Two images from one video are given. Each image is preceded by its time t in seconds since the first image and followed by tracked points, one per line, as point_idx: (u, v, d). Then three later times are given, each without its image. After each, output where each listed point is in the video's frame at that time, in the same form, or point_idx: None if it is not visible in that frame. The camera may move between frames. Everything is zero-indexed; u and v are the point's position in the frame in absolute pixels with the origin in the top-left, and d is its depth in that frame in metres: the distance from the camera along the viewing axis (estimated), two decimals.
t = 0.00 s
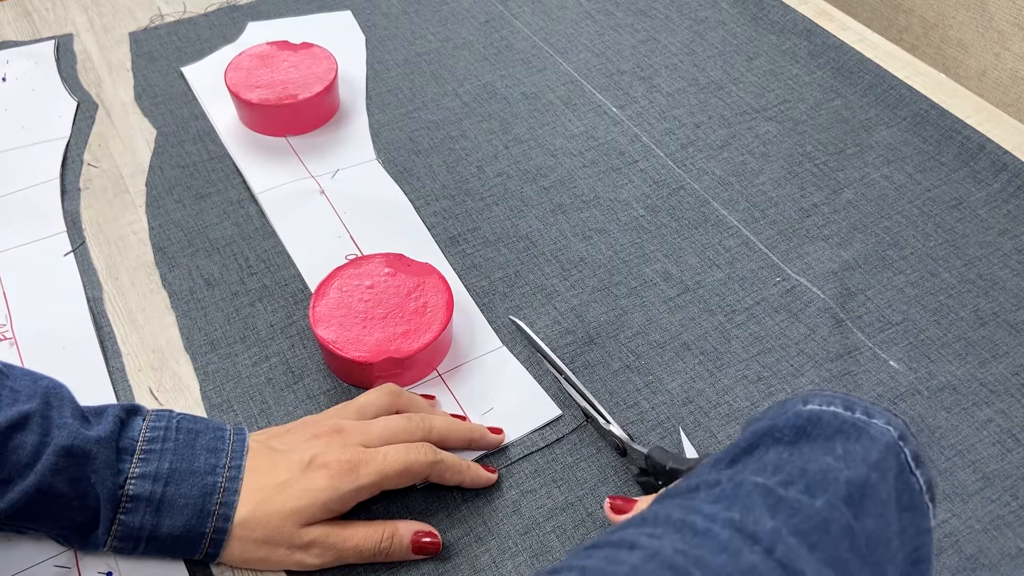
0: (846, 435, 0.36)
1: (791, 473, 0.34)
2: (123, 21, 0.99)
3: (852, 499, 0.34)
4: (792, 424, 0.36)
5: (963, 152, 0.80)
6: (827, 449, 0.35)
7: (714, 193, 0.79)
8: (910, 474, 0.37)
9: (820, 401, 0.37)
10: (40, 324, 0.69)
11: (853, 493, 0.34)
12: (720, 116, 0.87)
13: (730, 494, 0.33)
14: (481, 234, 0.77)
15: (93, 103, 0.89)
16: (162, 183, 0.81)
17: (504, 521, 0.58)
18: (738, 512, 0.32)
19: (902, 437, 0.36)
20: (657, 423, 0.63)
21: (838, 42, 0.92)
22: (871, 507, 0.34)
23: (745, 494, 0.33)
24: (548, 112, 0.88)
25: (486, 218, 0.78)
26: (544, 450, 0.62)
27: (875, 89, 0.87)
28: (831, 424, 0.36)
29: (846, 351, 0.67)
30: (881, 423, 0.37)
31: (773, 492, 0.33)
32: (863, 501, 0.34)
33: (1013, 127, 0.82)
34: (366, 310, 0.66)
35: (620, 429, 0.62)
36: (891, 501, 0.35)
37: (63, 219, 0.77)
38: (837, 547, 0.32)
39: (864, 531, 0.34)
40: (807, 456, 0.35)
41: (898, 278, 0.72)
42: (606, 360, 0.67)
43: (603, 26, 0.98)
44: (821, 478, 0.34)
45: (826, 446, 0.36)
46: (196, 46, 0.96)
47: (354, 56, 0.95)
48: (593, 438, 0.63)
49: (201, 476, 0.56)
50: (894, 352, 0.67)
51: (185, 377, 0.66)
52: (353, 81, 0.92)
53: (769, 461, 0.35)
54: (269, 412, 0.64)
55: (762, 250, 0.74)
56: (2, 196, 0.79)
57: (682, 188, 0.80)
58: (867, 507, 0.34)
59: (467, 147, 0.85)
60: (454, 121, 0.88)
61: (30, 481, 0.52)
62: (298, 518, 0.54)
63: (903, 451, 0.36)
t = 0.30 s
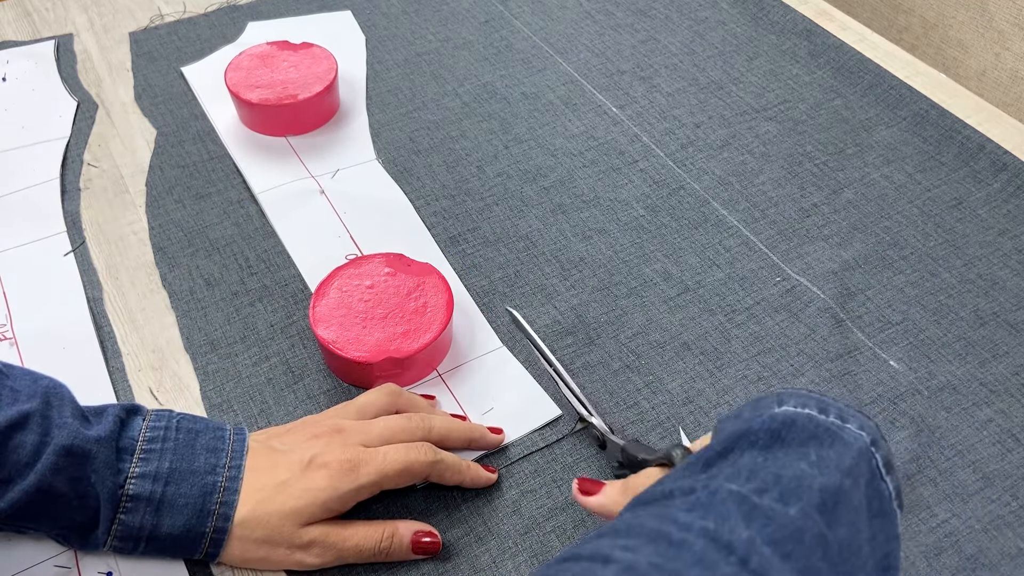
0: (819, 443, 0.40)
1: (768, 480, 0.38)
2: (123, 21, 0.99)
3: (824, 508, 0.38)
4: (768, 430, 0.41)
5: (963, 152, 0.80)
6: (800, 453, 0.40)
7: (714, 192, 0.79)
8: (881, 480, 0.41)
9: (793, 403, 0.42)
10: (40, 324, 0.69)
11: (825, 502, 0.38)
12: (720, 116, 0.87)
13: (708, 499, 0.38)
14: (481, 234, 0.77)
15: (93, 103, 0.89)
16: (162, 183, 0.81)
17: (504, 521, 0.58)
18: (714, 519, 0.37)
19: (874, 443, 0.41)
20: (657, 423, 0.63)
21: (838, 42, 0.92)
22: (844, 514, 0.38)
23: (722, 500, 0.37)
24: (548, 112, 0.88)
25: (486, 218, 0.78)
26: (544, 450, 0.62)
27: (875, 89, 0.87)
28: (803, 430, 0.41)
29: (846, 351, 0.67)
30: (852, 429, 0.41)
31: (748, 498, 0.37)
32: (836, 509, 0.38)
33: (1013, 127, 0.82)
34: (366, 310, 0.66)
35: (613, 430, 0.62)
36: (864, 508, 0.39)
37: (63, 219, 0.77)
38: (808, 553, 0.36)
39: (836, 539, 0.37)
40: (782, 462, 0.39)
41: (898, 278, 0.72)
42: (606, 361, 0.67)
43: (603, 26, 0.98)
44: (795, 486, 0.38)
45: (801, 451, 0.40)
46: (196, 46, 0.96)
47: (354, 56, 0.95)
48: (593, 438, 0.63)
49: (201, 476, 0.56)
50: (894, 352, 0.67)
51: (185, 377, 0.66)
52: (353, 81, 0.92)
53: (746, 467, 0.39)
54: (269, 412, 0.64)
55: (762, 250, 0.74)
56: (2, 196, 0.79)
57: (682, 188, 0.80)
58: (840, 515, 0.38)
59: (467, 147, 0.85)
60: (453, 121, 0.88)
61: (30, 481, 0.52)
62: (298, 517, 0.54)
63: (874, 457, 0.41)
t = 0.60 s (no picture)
0: (774, 435, 0.43)
1: (725, 475, 0.41)
2: (123, 21, 0.99)
3: (779, 501, 0.40)
4: (725, 422, 0.44)
5: (963, 152, 0.80)
6: (756, 445, 0.43)
7: (714, 193, 0.79)
8: (834, 470, 0.44)
9: (751, 396, 0.45)
10: (40, 324, 0.69)
11: (780, 495, 0.40)
12: (720, 116, 0.87)
13: (669, 494, 0.40)
14: (481, 234, 0.77)
15: (93, 103, 0.89)
16: (162, 183, 0.81)
17: (504, 522, 0.58)
18: (674, 513, 0.39)
19: (827, 434, 0.44)
20: (656, 424, 0.63)
21: (838, 43, 0.92)
22: (798, 505, 0.41)
23: (682, 495, 0.40)
24: (548, 112, 0.88)
25: (486, 218, 0.78)
26: (544, 450, 0.62)
27: (875, 89, 0.87)
28: (759, 422, 0.44)
29: (846, 351, 0.67)
30: (806, 421, 0.44)
31: (707, 494, 0.40)
32: (790, 501, 0.41)
33: (1013, 128, 0.82)
34: (366, 310, 0.66)
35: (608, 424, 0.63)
36: (817, 498, 0.42)
37: (63, 219, 0.77)
38: (765, 545, 0.39)
39: (790, 530, 0.40)
40: (739, 454, 0.42)
41: (899, 278, 0.72)
42: (605, 361, 0.67)
43: (603, 27, 0.98)
44: (751, 479, 0.41)
45: (757, 442, 0.43)
46: (196, 46, 0.96)
47: (354, 56, 0.95)
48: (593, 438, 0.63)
49: (200, 461, 0.56)
50: (894, 352, 0.67)
51: (185, 377, 0.66)
52: (353, 81, 0.92)
53: (706, 461, 0.42)
54: (269, 412, 0.64)
55: (762, 250, 0.74)
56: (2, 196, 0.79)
57: (682, 188, 0.80)
58: (794, 506, 0.41)
59: (467, 147, 0.85)
60: (453, 121, 0.88)
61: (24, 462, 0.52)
62: (298, 506, 0.54)
63: (827, 447, 0.44)
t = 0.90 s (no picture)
0: (780, 407, 0.45)
1: (732, 444, 0.43)
2: (124, 21, 0.99)
3: (784, 467, 0.42)
4: (732, 395, 0.46)
5: (963, 152, 0.80)
6: (762, 417, 0.45)
7: (714, 192, 0.79)
8: (841, 440, 0.46)
9: (759, 370, 0.47)
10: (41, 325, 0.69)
11: (785, 462, 0.42)
12: (720, 116, 0.87)
13: (677, 459, 0.42)
14: (481, 234, 0.77)
15: (93, 103, 0.89)
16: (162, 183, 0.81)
17: (505, 523, 0.58)
18: (682, 477, 0.41)
19: (834, 406, 0.46)
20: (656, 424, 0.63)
21: (838, 43, 0.92)
22: (803, 472, 0.43)
23: (689, 461, 0.42)
24: (548, 112, 0.88)
25: (486, 218, 0.78)
26: (544, 450, 0.62)
27: (875, 89, 0.87)
28: (765, 396, 0.46)
29: (846, 351, 0.67)
30: (812, 393, 0.46)
31: (714, 460, 0.42)
32: (795, 468, 0.42)
33: (1013, 128, 0.82)
34: (366, 310, 0.66)
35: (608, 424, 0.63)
36: (824, 467, 0.44)
37: (63, 218, 0.77)
38: (771, 508, 0.41)
39: (797, 494, 0.42)
40: (745, 426, 0.44)
41: (899, 277, 0.72)
42: (605, 362, 0.67)
43: (603, 27, 0.98)
44: (757, 447, 0.43)
45: (763, 414, 0.45)
46: (196, 46, 0.96)
47: (354, 56, 0.95)
48: (593, 439, 0.63)
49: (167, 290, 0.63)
50: (894, 352, 0.67)
51: (185, 377, 0.66)
52: (353, 81, 0.92)
53: (713, 431, 0.44)
54: (269, 412, 0.64)
55: (762, 250, 0.74)
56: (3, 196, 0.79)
57: (682, 188, 0.80)
58: (799, 474, 0.42)
59: (467, 147, 0.85)
60: (454, 121, 0.88)
61: None
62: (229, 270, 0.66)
63: (833, 419, 0.46)
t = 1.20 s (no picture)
0: (742, 375, 0.46)
1: (695, 408, 0.44)
2: (124, 21, 0.99)
3: (744, 430, 0.44)
4: (698, 363, 0.47)
5: (963, 152, 0.80)
6: (726, 385, 0.46)
7: (714, 192, 0.79)
8: (797, 411, 0.47)
9: (723, 340, 0.48)
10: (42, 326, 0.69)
11: (746, 425, 0.44)
12: (720, 116, 0.86)
13: (644, 420, 0.43)
14: (481, 234, 0.77)
15: (93, 103, 0.89)
16: (162, 184, 0.81)
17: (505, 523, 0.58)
18: (648, 436, 0.42)
19: (792, 378, 0.47)
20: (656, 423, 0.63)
21: (838, 43, 0.92)
22: (761, 435, 0.44)
23: (656, 422, 0.43)
24: (548, 112, 0.88)
25: (486, 218, 0.78)
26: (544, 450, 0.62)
27: (875, 89, 0.87)
28: (729, 364, 0.47)
29: (846, 351, 0.67)
30: (773, 364, 0.47)
31: (678, 421, 0.43)
32: (755, 431, 0.44)
33: (1013, 128, 0.82)
34: (366, 309, 0.66)
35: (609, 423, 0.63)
36: (779, 432, 0.46)
37: (64, 219, 0.77)
38: (730, 468, 0.43)
39: (754, 458, 0.44)
40: (709, 392, 0.45)
41: (899, 277, 0.72)
42: (605, 362, 0.67)
43: (603, 27, 0.98)
44: (719, 411, 0.44)
45: (726, 382, 0.46)
46: (196, 46, 0.96)
47: (354, 56, 0.95)
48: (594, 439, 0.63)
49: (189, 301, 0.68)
50: (894, 352, 0.67)
51: (185, 377, 0.66)
52: (353, 81, 0.92)
53: (679, 395, 0.45)
54: (269, 412, 0.64)
55: (762, 250, 0.74)
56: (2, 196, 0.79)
57: (682, 188, 0.80)
58: (757, 437, 0.44)
59: (467, 147, 0.85)
60: (453, 121, 0.88)
61: (35, 317, 0.65)
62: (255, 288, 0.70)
63: (790, 390, 0.47)
